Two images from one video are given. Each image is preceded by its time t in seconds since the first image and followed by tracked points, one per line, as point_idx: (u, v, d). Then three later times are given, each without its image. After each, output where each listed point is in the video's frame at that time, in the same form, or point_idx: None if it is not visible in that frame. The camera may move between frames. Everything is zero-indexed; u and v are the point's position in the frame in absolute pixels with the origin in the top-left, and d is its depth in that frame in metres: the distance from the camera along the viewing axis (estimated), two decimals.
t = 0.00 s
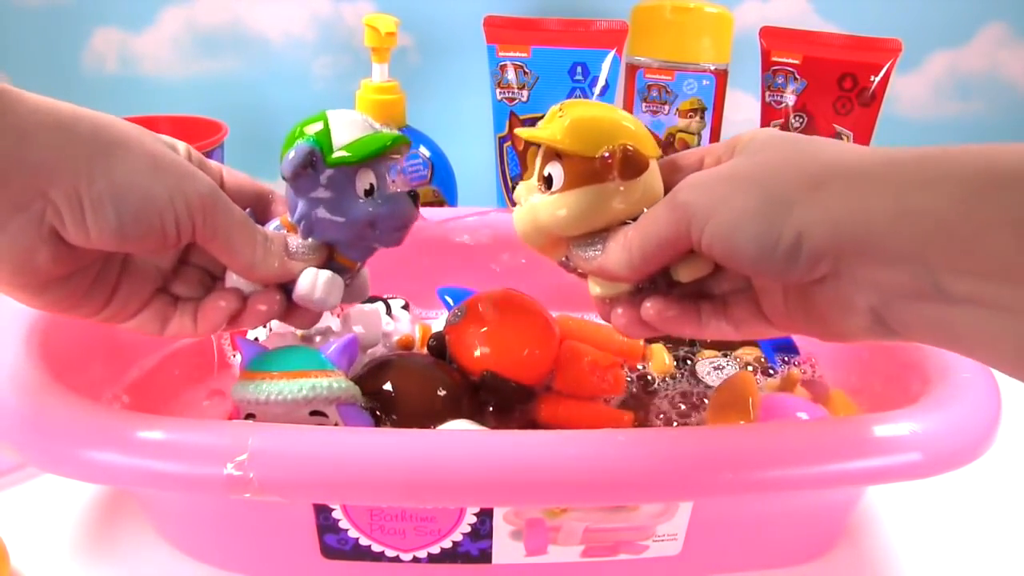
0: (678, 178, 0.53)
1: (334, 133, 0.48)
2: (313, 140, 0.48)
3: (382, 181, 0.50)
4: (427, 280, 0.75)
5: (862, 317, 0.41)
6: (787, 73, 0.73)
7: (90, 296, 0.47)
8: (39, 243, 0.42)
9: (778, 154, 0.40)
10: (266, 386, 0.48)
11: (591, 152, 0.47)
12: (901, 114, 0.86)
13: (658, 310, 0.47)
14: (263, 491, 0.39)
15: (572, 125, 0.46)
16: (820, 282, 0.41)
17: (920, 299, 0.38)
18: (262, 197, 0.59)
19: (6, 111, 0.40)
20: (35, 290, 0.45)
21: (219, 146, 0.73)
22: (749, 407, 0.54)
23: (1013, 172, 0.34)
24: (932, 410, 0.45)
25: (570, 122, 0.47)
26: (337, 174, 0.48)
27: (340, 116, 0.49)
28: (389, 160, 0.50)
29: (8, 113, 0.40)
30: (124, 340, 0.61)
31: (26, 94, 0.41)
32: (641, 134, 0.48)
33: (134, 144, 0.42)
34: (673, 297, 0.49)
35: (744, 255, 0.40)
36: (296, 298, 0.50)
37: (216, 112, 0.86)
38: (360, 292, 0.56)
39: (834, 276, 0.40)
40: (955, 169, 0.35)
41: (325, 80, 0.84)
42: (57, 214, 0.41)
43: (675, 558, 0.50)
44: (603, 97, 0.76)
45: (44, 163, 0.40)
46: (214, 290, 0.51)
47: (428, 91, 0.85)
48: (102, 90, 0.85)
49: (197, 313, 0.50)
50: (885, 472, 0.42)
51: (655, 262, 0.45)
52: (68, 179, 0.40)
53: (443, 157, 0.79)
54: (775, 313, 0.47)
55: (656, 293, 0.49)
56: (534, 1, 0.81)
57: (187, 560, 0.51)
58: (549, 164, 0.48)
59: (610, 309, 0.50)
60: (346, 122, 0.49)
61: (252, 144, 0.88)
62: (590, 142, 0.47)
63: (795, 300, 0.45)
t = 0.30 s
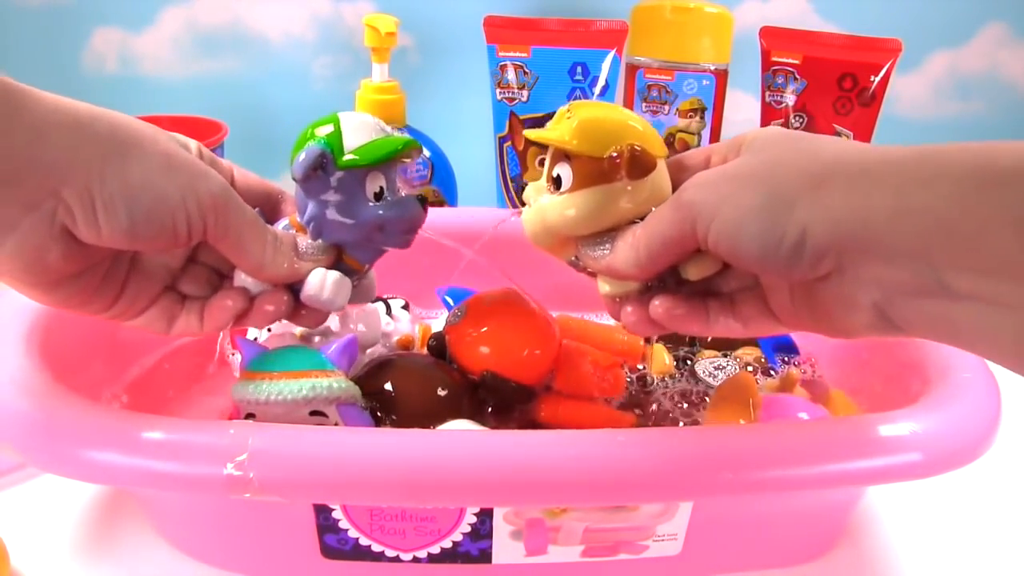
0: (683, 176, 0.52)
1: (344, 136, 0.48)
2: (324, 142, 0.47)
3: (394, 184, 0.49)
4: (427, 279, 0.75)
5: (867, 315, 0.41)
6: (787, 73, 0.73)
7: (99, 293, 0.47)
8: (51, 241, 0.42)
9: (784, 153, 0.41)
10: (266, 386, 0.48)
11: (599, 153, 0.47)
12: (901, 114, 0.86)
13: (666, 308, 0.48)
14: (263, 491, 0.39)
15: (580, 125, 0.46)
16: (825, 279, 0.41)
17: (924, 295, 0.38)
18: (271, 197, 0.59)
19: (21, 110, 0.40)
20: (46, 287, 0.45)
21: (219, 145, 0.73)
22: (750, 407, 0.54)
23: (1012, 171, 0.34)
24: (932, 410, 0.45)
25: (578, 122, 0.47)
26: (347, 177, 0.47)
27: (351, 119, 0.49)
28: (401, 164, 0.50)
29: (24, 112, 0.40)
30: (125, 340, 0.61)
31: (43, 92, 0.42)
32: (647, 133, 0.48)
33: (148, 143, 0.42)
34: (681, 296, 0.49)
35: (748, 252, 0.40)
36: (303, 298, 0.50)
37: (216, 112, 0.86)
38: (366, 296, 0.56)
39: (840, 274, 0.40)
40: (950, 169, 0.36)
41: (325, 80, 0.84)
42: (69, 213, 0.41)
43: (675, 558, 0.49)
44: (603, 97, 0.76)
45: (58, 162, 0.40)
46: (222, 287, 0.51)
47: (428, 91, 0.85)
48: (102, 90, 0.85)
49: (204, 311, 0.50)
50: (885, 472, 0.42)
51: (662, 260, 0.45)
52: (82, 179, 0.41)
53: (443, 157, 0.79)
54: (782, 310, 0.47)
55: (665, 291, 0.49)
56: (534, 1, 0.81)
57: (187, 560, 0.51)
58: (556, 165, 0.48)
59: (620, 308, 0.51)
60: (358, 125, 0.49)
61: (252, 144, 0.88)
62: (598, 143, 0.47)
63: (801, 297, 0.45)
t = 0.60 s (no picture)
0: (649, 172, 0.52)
1: (354, 145, 0.49)
2: (334, 150, 0.48)
3: (403, 194, 0.50)
4: (427, 280, 0.75)
5: (833, 317, 0.41)
6: (787, 73, 0.73)
7: (107, 292, 0.47)
8: (58, 239, 0.42)
9: (744, 149, 0.41)
10: (266, 386, 0.48)
11: (562, 148, 0.47)
12: (901, 114, 0.86)
13: (628, 304, 0.47)
14: (263, 491, 0.39)
15: (543, 121, 0.47)
16: (786, 277, 0.41)
17: (883, 294, 0.37)
18: (279, 199, 0.59)
19: (32, 107, 0.40)
20: (54, 285, 0.44)
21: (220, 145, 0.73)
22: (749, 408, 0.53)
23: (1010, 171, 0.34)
24: (932, 410, 0.45)
25: (541, 118, 0.47)
26: (356, 185, 0.48)
27: (362, 127, 0.50)
28: (410, 173, 0.51)
29: (35, 108, 0.40)
30: (125, 340, 0.61)
31: (52, 89, 0.41)
32: (613, 129, 0.48)
33: (158, 141, 0.43)
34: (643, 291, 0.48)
35: (709, 250, 0.40)
36: (309, 303, 0.51)
37: (216, 112, 0.86)
38: (372, 305, 0.57)
39: (800, 271, 0.40)
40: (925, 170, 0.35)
41: (325, 80, 0.84)
42: (78, 211, 0.41)
43: (675, 558, 0.49)
44: (603, 97, 0.76)
45: (70, 159, 0.40)
46: (228, 287, 0.51)
47: (427, 91, 0.85)
48: (102, 90, 0.85)
49: (209, 311, 0.50)
50: (884, 472, 0.42)
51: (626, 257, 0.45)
52: (94, 177, 0.41)
53: (443, 157, 0.79)
54: (745, 306, 0.46)
55: (629, 287, 0.49)
56: (534, 1, 0.81)
57: (187, 560, 0.51)
58: (519, 161, 0.49)
59: (586, 305, 0.50)
60: (369, 133, 0.50)
61: (252, 144, 0.88)
62: (562, 139, 0.47)
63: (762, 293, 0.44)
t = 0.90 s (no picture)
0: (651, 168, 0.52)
1: (356, 151, 0.49)
2: (336, 155, 0.48)
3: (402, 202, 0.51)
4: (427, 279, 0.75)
5: (835, 310, 0.41)
6: (787, 73, 0.73)
7: (104, 291, 0.47)
8: (60, 241, 0.42)
9: (743, 144, 0.41)
10: (266, 386, 0.48)
11: (563, 146, 0.47)
12: (901, 114, 0.86)
13: (629, 301, 0.47)
14: (263, 491, 0.39)
15: (545, 119, 0.47)
16: (789, 271, 0.40)
17: (888, 287, 0.37)
18: (276, 202, 0.58)
19: (35, 108, 0.40)
20: (55, 286, 0.44)
21: (220, 145, 0.73)
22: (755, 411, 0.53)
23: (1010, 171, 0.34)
24: (932, 410, 0.45)
25: (543, 116, 0.47)
26: (357, 191, 0.49)
27: (362, 133, 0.50)
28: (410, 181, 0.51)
29: (39, 109, 0.40)
30: (125, 340, 0.61)
31: (54, 91, 0.41)
32: (614, 127, 0.49)
33: (161, 143, 0.43)
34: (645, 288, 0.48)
35: (712, 243, 0.39)
36: (307, 308, 0.51)
37: (215, 112, 0.86)
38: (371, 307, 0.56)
39: (803, 264, 0.39)
40: (924, 161, 0.36)
41: (325, 80, 0.84)
42: (81, 212, 0.41)
43: (675, 558, 0.49)
44: (603, 97, 0.76)
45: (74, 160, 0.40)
46: (223, 285, 0.51)
47: (427, 91, 0.85)
48: (102, 90, 0.85)
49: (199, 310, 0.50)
50: (883, 472, 0.42)
51: (627, 253, 0.45)
52: (98, 177, 0.41)
53: (443, 157, 0.79)
54: (747, 302, 0.46)
55: (632, 284, 0.48)
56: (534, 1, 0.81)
57: (187, 560, 0.51)
58: (521, 160, 0.49)
59: (589, 301, 0.50)
60: (369, 139, 0.50)
61: (252, 144, 0.88)
62: (563, 138, 0.47)
63: (764, 288, 0.44)
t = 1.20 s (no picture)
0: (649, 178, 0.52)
1: (351, 152, 0.49)
2: (330, 158, 0.48)
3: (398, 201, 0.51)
4: (427, 279, 0.75)
5: (835, 322, 0.41)
6: (787, 73, 0.73)
7: (104, 298, 0.47)
8: (61, 248, 0.42)
9: (740, 155, 0.41)
10: (266, 386, 0.48)
11: (563, 157, 0.47)
12: (901, 114, 0.86)
13: (628, 312, 0.46)
14: (263, 491, 0.39)
15: (545, 130, 0.47)
16: (787, 282, 0.41)
17: (883, 298, 0.38)
18: (274, 205, 0.58)
19: (33, 116, 0.40)
20: (55, 293, 0.45)
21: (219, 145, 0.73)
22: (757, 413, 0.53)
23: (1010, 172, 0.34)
24: (932, 410, 0.45)
25: (542, 128, 0.47)
26: (354, 193, 0.49)
27: (357, 134, 0.50)
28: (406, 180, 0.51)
29: (38, 117, 0.40)
30: (126, 340, 0.61)
31: (53, 100, 0.42)
32: (614, 137, 0.49)
33: (160, 149, 0.43)
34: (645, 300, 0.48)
35: (710, 254, 0.40)
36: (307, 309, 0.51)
37: (215, 111, 0.86)
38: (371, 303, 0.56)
39: (801, 275, 0.39)
40: (924, 173, 0.36)
41: (325, 80, 0.84)
42: (81, 219, 0.41)
43: (675, 558, 0.49)
44: (603, 97, 0.76)
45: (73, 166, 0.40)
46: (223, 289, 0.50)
47: (428, 91, 0.85)
48: (102, 90, 0.85)
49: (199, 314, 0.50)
50: (884, 473, 0.42)
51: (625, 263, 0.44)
52: (98, 183, 0.41)
53: (443, 157, 0.79)
54: (745, 314, 0.46)
55: (631, 293, 0.48)
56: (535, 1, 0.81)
57: (187, 561, 0.50)
58: (520, 171, 0.48)
59: (587, 310, 0.49)
60: (365, 139, 0.50)
61: (251, 144, 0.87)
62: (563, 149, 0.47)
63: (762, 296, 0.44)
